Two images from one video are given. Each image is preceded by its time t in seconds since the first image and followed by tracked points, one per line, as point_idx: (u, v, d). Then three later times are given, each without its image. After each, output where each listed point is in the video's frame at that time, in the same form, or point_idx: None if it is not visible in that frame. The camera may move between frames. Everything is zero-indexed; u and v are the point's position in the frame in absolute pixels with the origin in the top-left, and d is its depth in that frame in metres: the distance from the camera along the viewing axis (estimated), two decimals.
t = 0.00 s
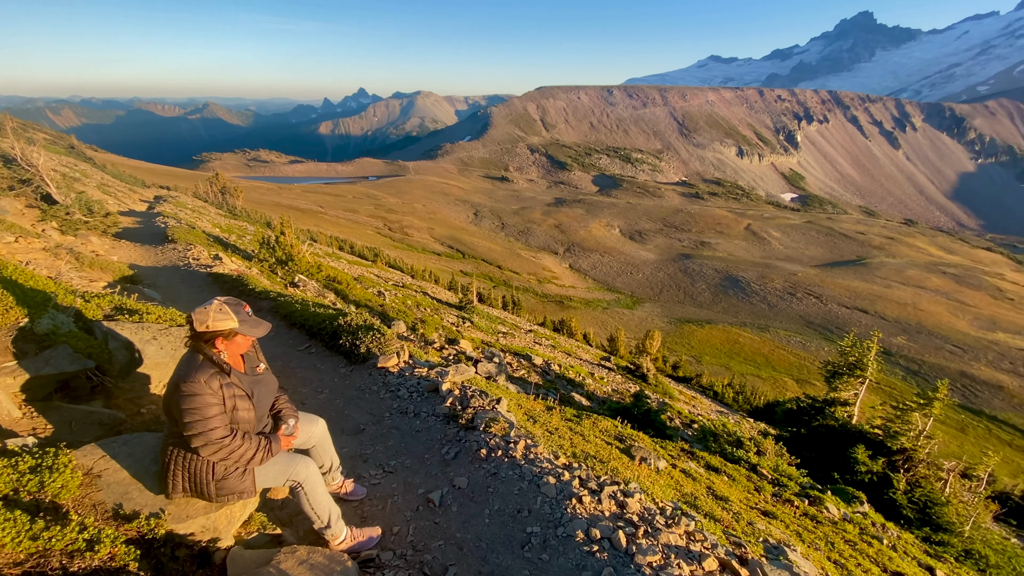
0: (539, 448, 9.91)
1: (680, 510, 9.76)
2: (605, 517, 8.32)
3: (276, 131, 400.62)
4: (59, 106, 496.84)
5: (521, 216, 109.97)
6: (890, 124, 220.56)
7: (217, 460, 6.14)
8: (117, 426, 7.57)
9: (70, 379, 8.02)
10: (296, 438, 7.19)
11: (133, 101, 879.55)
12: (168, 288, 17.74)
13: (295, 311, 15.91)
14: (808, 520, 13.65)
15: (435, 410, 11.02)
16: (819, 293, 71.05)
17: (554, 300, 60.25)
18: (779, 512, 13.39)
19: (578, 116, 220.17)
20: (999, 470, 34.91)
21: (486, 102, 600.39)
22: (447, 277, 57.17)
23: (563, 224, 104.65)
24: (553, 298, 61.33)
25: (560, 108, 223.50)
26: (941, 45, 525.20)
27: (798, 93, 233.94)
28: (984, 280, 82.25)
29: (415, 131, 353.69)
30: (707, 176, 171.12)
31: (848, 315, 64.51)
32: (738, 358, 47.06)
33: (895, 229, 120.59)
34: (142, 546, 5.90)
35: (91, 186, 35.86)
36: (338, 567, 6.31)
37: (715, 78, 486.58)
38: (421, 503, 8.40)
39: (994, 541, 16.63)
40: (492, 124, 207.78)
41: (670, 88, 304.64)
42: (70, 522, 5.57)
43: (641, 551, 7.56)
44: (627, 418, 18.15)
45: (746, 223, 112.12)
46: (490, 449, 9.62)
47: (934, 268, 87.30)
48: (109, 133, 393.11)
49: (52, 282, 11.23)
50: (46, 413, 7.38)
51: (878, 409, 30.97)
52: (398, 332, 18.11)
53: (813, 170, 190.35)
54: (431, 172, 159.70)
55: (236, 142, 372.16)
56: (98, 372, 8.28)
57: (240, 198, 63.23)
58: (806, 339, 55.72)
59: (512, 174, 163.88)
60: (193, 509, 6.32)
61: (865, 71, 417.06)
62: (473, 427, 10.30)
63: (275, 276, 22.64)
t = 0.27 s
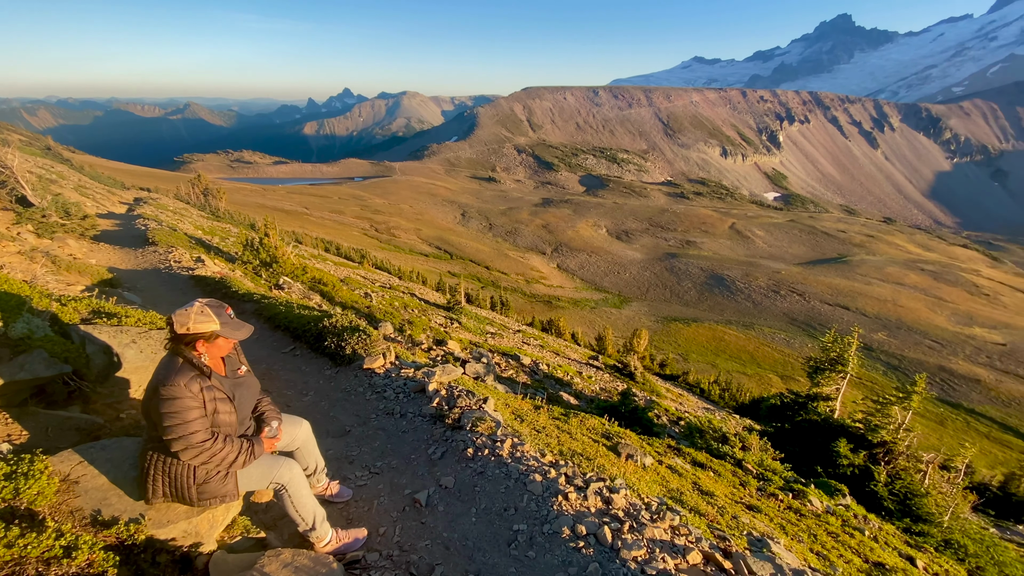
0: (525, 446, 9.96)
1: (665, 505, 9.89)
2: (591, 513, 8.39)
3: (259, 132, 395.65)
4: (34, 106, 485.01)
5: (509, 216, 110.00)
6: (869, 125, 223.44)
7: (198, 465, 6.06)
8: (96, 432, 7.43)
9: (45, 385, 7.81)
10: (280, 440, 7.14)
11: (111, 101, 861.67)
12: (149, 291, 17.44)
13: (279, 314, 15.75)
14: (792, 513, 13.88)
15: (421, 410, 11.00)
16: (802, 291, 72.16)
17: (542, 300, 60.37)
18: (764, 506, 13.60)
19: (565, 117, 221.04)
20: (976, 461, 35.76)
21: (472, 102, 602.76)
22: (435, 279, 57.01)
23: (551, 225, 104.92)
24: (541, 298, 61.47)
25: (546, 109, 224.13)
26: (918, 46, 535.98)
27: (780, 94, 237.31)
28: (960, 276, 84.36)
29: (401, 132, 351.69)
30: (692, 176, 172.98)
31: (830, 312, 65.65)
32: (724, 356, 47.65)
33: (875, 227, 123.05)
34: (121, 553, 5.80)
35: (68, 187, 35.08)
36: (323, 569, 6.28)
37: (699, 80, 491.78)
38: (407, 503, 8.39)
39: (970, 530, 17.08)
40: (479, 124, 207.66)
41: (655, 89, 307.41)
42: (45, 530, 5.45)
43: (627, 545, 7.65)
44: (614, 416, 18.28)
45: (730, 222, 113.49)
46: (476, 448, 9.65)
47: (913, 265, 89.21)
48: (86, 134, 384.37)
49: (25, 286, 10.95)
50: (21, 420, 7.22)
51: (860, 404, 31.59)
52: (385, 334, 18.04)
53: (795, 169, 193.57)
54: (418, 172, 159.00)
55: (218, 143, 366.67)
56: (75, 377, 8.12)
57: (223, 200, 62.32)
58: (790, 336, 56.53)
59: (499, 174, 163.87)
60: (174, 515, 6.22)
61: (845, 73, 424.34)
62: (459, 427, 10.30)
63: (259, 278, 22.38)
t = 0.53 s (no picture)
0: (511, 444, 9.98)
1: (648, 500, 10.04)
2: (576, 509, 8.44)
3: (242, 133, 390.04)
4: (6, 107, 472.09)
5: (496, 217, 109.97)
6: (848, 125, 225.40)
7: (176, 468, 5.97)
8: (70, 438, 7.24)
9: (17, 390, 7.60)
10: (261, 443, 7.07)
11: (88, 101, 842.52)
12: (127, 295, 17.09)
13: (261, 316, 15.56)
14: (775, 506, 14.11)
15: (406, 411, 10.95)
16: (784, 288, 73.34)
17: (530, 300, 60.44)
18: (747, 500, 13.82)
19: (551, 117, 221.65)
20: (952, 451, 36.67)
21: (457, 103, 602.59)
22: (422, 280, 56.77)
23: (537, 225, 105.13)
24: (528, 298, 61.56)
25: (532, 109, 224.58)
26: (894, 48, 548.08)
27: (762, 95, 240.64)
28: (936, 273, 86.50)
29: (386, 133, 349.58)
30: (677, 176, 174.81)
31: (812, 308, 66.84)
32: (710, 353, 48.26)
33: (854, 225, 125.52)
34: (97, 559, 5.68)
35: (42, 189, 34.25)
36: (306, 571, 6.22)
37: (682, 80, 496.67)
38: (392, 504, 8.35)
39: (946, 518, 17.55)
40: (465, 125, 207.30)
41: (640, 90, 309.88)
42: (16, 539, 5.32)
43: (610, 541, 7.72)
44: (600, 414, 18.40)
45: (714, 221, 114.89)
46: (462, 448, 9.64)
47: (891, 262, 91.17)
48: (61, 135, 375.07)
49: None
50: None
51: (841, 398, 32.18)
52: (371, 336, 17.93)
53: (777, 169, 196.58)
54: (404, 173, 158.21)
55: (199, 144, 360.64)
56: (49, 382, 7.93)
57: (204, 201, 61.38)
58: (773, 333, 57.41)
59: (485, 175, 163.78)
60: (152, 520, 6.13)
61: (824, 73, 432.10)
62: (445, 427, 10.30)
63: (242, 281, 22.10)
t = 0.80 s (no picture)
0: (496, 445, 9.98)
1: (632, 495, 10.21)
2: (560, 508, 8.51)
3: (223, 134, 383.91)
4: None
5: (481, 218, 109.94)
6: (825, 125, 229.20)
7: (152, 474, 5.87)
8: (43, 446, 7.07)
9: None
10: (240, 448, 6.98)
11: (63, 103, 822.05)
12: (103, 300, 16.73)
13: (242, 320, 15.35)
14: (758, 501, 14.30)
15: (390, 413, 10.89)
16: (766, 286, 74.60)
17: (517, 301, 60.52)
18: (731, 495, 14.02)
19: (535, 118, 222.25)
20: (928, 443, 37.71)
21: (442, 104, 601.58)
22: (408, 281, 56.51)
23: (523, 226, 105.31)
24: (515, 299, 61.62)
25: (516, 111, 224.94)
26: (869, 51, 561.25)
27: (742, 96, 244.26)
28: (912, 270, 88.75)
29: (370, 134, 347.02)
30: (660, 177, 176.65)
31: (793, 306, 68.05)
32: (695, 351, 48.84)
33: (833, 224, 128.16)
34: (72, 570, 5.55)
35: (14, 193, 33.39)
36: None
37: (665, 82, 501.94)
38: (375, 507, 8.31)
39: (924, 508, 18.05)
40: (449, 126, 206.80)
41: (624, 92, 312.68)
42: None
43: (595, 538, 7.77)
44: (587, 413, 18.52)
45: (697, 221, 116.36)
46: (446, 448, 9.63)
47: (869, 260, 93.26)
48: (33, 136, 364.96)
49: None
50: None
51: (821, 394, 32.83)
52: (356, 338, 17.80)
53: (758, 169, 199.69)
54: (388, 174, 157.21)
55: (178, 145, 354.05)
56: (20, 391, 7.72)
57: (184, 204, 60.36)
58: (756, 330, 58.33)
59: (471, 176, 163.59)
60: (128, 528, 6.02)
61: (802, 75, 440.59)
62: (429, 428, 10.28)
63: (223, 285, 21.74)
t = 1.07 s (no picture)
0: (478, 446, 9.98)
1: (615, 494, 10.33)
2: (542, 508, 8.54)
3: (200, 136, 376.64)
4: None
5: (466, 219, 109.78)
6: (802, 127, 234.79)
7: (124, 483, 5.74)
8: (10, 457, 6.85)
9: None
10: (216, 455, 6.87)
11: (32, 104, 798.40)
12: (74, 306, 16.28)
13: (220, 325, 15.10)
14: (739, 497, 14.55)
15: (372, 417, 10.83)
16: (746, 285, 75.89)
17: (502, 302, 60.57)
18: (713, 491, 14.23)
19: (518, 120, 222.34)
20: (903, 435, 38.79)
21: (424, 105, 599.09)
22: (391, 284, 56.19)
23: (507, 227, 105.43)
24: (500, 300, 61.69)
25: (499, 112, 225.24)
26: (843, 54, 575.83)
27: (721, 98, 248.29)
28: (886, 267, 91.21)
29: (352, 136, 343.88)
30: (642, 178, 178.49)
31: (773, 304, 69.36)
32: (678, 350, 49.52)
33: (810, 223, 131.03)
34: None
35: None
36: None
37: (645, 85, 508.01)
38: (357, 511, 8.25)
39: (899, 499, 18.52)
40: (432, 127, 206.14)
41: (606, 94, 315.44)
42: None
43: (577, 536, 7.83)
44: (571, 413, 18.64)
45: (679, 221, 117.90)
46: (428, 451, 9.60)
47: (845, 258, 95.55)
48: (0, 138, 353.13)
49: None
50: None
51: (800, 390, 33.59)
52: (338, 342, 17.65)
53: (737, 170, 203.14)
54: (371, 176, 155.97)
55: (154, 147, 345.96)
56: None
57: (160, 207, 59.08)
58: (737, 328, 59.32)
59: (454, 177, 163.22)
60: (99, 539, 5.87)
61: (779, 78, 449.94)
62: (412, 431, 10.24)
63: (200, 289, 21.33)
